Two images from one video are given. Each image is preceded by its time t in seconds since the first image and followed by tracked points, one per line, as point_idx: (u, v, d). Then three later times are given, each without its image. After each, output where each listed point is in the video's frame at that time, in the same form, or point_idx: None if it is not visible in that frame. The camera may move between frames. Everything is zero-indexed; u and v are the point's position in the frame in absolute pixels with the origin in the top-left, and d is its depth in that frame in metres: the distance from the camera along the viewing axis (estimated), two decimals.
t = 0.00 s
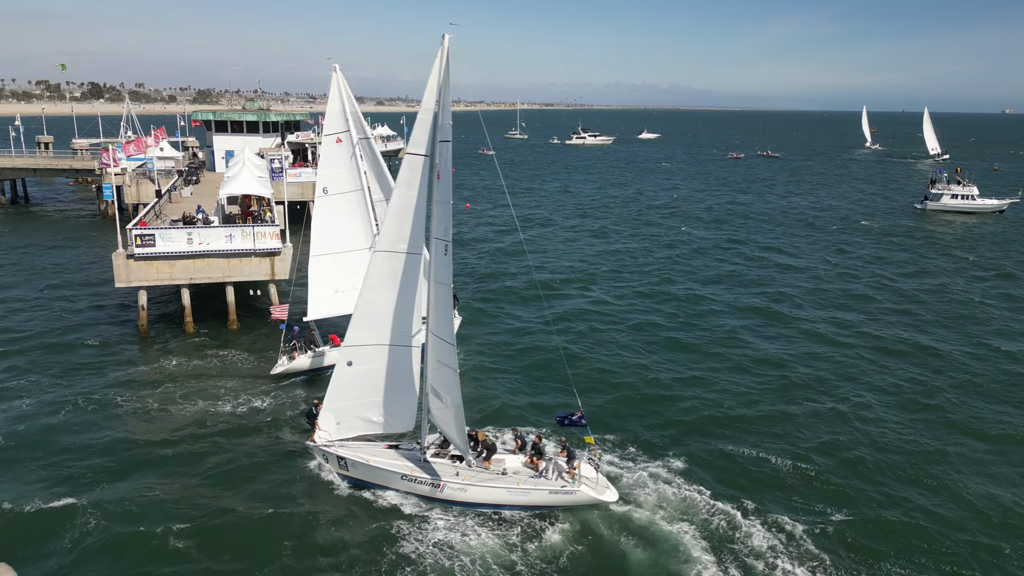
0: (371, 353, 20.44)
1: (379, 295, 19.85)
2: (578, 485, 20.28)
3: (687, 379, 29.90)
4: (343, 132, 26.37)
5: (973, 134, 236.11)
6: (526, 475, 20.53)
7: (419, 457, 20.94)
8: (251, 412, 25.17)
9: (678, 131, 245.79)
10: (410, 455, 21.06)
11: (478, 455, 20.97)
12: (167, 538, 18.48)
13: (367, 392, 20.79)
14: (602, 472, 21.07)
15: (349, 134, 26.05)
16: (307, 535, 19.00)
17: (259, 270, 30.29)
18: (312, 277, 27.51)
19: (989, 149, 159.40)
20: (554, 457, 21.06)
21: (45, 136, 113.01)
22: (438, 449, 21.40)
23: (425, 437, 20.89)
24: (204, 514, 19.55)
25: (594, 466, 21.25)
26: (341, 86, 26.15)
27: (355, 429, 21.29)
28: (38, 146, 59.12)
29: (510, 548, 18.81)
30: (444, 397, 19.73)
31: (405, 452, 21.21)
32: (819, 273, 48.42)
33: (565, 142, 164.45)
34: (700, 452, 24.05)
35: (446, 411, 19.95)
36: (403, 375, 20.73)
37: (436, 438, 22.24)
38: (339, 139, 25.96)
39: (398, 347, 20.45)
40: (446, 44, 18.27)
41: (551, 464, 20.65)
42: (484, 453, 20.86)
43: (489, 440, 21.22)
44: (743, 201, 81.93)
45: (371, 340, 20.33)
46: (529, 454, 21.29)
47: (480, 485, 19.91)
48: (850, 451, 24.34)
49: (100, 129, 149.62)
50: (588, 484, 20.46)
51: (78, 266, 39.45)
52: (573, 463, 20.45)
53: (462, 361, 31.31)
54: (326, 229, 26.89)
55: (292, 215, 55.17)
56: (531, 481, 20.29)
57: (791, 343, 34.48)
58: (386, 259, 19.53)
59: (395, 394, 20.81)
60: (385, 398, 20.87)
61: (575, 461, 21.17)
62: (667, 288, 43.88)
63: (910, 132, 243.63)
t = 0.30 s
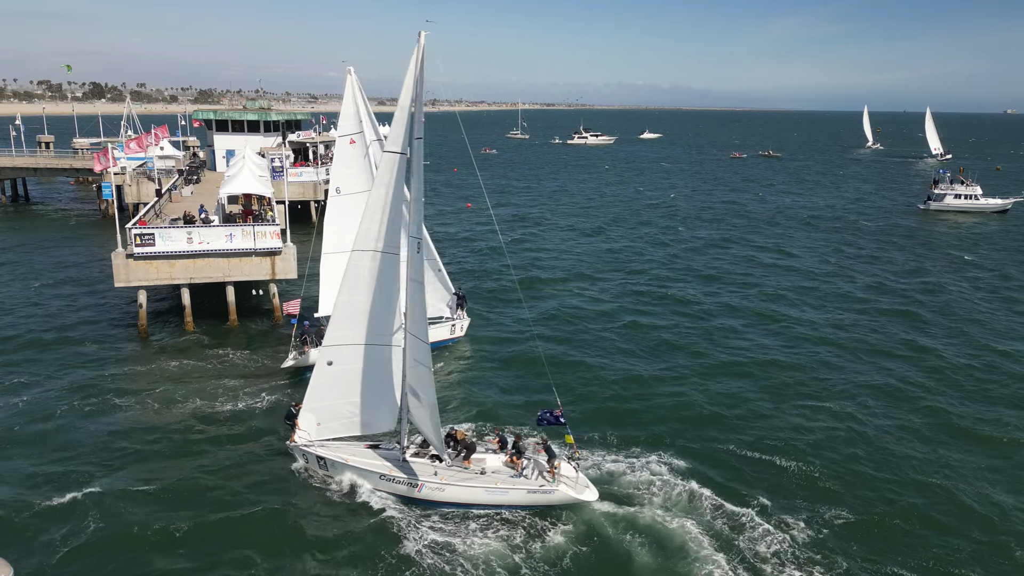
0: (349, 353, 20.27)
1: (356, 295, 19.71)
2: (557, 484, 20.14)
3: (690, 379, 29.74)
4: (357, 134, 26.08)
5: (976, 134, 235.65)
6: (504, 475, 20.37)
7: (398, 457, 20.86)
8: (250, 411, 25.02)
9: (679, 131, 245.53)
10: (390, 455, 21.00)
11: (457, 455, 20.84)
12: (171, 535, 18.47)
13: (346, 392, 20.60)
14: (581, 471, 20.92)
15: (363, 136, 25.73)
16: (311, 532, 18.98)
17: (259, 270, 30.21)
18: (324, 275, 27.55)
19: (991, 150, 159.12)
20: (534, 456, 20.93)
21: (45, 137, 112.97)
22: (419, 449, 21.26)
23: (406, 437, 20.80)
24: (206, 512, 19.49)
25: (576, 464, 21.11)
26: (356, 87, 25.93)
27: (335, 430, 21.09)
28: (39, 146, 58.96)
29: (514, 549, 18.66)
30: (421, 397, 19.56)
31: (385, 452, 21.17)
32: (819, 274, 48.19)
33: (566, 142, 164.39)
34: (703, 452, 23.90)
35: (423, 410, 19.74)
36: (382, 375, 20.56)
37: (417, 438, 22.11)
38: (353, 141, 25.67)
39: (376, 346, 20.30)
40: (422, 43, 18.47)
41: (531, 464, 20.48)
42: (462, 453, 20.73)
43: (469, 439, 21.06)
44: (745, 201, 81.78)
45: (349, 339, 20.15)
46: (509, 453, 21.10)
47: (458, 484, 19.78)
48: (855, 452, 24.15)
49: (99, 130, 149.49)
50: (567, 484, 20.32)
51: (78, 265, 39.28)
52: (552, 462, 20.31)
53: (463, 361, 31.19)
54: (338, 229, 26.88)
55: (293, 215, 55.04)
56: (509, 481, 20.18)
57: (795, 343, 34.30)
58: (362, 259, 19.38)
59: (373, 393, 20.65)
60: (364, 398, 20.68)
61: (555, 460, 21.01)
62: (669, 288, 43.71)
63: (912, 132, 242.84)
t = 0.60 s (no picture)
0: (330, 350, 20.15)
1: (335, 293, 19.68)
2: (533, 487, 19.84)
3: (692, 378, 29.63)
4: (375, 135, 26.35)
5: (979, 134, 235.02)
6: (481, 476, 20.17)
7: (376, 456, 20.74)
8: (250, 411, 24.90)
9: (681, 131, 245.26)
10: (368, 454, 20.84)
11: (434, 454, 20.63)
12: (169, 537, 18.39)
13: (327, 388, 20.53)
14: (559, 472, 20.64)
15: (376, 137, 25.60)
16: (308, 531, 18.97)
17: (260, 269, 30.13)
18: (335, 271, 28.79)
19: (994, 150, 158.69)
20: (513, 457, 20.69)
21: (46, 136, 112.90)
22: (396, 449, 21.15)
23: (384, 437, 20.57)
24: (204, 511, 19.48)
25: (556, 467, 20.82)
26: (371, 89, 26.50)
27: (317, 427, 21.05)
28: (40, 146, 58.87)
29: (517, 550, 18.51)
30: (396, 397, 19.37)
31: (363, 451, 21.04)
32: (822, 274, 48.01)
33: (568, 142, 164.23)
34: (705, 452, 23.71)
35: (400, 411, 19.54)
36: (361, 373, 20.33)
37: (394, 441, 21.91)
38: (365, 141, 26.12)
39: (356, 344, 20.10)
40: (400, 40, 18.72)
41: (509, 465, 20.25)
42: (440, 452, 20.51)
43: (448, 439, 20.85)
44: (747, 202, 81.60)
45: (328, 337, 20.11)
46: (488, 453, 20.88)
47: (432, 485, 19.62)
48: (859, 454, 23.95)
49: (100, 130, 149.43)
50: (544, 485, 20.05)
51: (79, 265, 39.20)
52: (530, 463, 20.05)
53: (463, 360, 31.07)
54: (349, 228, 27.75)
55: (294, 215, 54.99)
56: (484, 482, 19.93)
57: (797, 343, 34.14)
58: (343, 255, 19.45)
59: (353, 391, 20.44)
60: (344, 395, 20.53)
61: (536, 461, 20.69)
62: (672, 287, 43.53)
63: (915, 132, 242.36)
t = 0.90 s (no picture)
0: (307, 345, 20.14)
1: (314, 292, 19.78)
2: (501, 493, 19.59)
3: (693, 378, 29.53)
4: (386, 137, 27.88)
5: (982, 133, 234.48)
6: (451, 480, 19.95)
7: (352, 453, 20.75)
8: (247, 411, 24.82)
9: (683, 131, 245.03)
10: (345, 453, 20.73)
11: (408, 453, 20.47)
12: (163, 538, 18.32)
13: (307, 386, 20.52)
14: (533, 477, 20.37)
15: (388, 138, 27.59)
16: (303, 534, 18.78)
17: (259, 270, 30.03)
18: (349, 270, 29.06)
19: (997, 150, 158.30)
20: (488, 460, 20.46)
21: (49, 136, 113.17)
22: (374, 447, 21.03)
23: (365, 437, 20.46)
24: (201, 513, 19.37)
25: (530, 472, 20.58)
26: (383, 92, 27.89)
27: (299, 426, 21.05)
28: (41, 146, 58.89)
29: (516, 554, 18.35)
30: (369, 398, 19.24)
31: (341, 449, 20.92)
32: (823, 274, 47.88)
33: (569, 142, 164.32)
34: (703, 453, 23.60)
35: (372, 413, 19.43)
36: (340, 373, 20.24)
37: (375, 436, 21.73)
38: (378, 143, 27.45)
39: (333, 340, 20.05)
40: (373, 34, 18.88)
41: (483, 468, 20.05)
42: (414, 452, 20.35)
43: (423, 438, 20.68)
44: (749, 202, 81.47)
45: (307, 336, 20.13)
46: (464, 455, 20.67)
47: (400, 486, 19.48)
48: (858, 455, 23.83)
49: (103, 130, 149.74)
50: (516, 492, 19.79)
51: (78, 265, 39.18)
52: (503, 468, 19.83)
53: (461, 361, 30.97)
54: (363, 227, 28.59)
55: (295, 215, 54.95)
56: (453, 487, 19.77)
57: (798, 344, 34.01)
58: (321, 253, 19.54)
59: (331, 386, 20.36)
60: (324, 394, 20.48)
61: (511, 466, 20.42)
62: (672, 288, 43.41)
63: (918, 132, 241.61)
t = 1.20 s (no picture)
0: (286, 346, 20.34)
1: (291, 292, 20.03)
2: (463, 501, 19.25)
3: (693, 378, 29.42)
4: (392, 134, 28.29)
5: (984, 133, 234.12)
6: (417, 483, 19.80)
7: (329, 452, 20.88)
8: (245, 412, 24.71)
9: (684, 131, 244.89)
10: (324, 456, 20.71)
11: (384, 453, 20.48)
12: (157, 539, 18.22)
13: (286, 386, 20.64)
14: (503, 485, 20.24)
15: (393, 136, 28.04)
16: (297, 536, 18.66)
17: (258, 270, 29.94)
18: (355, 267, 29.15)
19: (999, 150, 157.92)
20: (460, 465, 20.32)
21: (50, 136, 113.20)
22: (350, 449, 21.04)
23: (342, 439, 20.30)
24: (195, 516, 19.19)
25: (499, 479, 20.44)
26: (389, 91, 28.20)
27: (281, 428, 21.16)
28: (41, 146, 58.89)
29: (512, 555, 18.23)
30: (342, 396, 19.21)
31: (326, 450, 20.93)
32: (825, 274, 47.74)
33: (571, 142, 164.27)
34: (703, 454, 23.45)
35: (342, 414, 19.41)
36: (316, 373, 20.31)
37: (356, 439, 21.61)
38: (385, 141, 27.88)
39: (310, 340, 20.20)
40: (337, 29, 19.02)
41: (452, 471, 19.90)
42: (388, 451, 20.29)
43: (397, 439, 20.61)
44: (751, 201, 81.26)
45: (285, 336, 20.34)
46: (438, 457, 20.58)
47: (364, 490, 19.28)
48: (858, 455, 23.71)
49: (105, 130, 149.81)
50: (480, 499, 19.59)
51: (78, 265, 39.10)
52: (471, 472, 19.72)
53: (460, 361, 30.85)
54: (369, 224, 28.83)
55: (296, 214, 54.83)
56: (416, 492, 19.44)
57: (798, 344, 33.85)
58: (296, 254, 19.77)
59: (301, 384, 20.34)
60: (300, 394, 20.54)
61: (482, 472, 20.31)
62: (673, 288, 43.25)
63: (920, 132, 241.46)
